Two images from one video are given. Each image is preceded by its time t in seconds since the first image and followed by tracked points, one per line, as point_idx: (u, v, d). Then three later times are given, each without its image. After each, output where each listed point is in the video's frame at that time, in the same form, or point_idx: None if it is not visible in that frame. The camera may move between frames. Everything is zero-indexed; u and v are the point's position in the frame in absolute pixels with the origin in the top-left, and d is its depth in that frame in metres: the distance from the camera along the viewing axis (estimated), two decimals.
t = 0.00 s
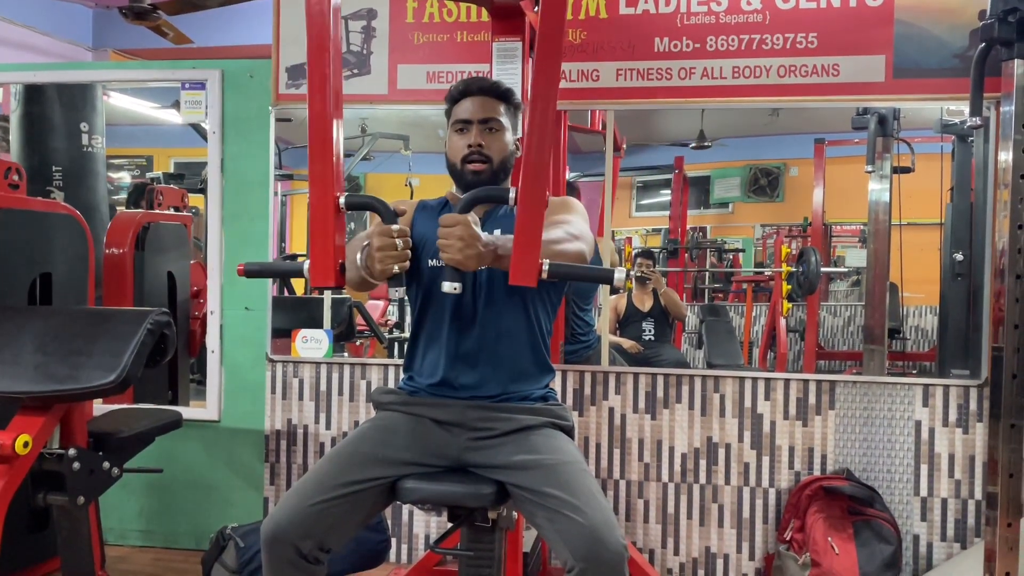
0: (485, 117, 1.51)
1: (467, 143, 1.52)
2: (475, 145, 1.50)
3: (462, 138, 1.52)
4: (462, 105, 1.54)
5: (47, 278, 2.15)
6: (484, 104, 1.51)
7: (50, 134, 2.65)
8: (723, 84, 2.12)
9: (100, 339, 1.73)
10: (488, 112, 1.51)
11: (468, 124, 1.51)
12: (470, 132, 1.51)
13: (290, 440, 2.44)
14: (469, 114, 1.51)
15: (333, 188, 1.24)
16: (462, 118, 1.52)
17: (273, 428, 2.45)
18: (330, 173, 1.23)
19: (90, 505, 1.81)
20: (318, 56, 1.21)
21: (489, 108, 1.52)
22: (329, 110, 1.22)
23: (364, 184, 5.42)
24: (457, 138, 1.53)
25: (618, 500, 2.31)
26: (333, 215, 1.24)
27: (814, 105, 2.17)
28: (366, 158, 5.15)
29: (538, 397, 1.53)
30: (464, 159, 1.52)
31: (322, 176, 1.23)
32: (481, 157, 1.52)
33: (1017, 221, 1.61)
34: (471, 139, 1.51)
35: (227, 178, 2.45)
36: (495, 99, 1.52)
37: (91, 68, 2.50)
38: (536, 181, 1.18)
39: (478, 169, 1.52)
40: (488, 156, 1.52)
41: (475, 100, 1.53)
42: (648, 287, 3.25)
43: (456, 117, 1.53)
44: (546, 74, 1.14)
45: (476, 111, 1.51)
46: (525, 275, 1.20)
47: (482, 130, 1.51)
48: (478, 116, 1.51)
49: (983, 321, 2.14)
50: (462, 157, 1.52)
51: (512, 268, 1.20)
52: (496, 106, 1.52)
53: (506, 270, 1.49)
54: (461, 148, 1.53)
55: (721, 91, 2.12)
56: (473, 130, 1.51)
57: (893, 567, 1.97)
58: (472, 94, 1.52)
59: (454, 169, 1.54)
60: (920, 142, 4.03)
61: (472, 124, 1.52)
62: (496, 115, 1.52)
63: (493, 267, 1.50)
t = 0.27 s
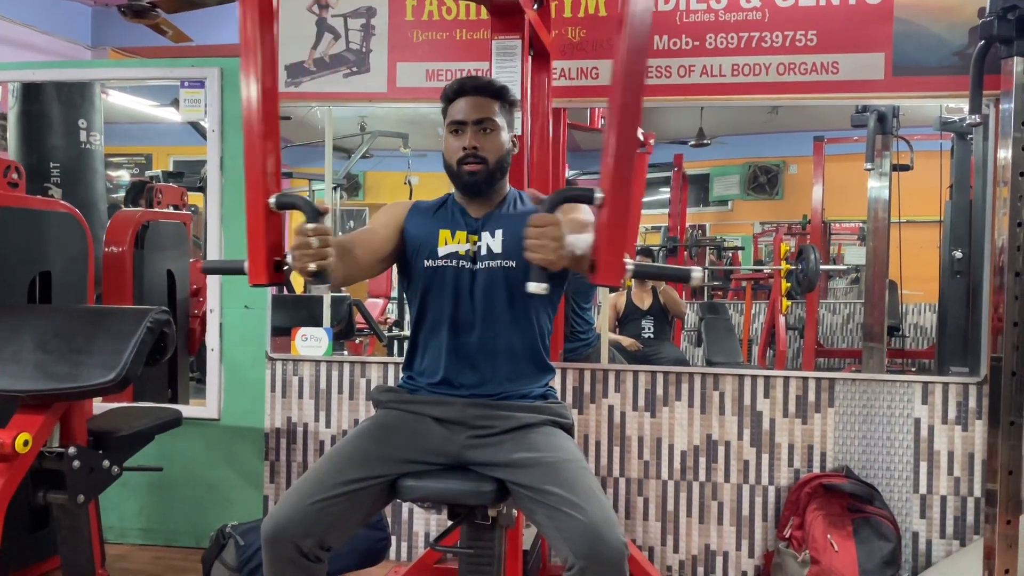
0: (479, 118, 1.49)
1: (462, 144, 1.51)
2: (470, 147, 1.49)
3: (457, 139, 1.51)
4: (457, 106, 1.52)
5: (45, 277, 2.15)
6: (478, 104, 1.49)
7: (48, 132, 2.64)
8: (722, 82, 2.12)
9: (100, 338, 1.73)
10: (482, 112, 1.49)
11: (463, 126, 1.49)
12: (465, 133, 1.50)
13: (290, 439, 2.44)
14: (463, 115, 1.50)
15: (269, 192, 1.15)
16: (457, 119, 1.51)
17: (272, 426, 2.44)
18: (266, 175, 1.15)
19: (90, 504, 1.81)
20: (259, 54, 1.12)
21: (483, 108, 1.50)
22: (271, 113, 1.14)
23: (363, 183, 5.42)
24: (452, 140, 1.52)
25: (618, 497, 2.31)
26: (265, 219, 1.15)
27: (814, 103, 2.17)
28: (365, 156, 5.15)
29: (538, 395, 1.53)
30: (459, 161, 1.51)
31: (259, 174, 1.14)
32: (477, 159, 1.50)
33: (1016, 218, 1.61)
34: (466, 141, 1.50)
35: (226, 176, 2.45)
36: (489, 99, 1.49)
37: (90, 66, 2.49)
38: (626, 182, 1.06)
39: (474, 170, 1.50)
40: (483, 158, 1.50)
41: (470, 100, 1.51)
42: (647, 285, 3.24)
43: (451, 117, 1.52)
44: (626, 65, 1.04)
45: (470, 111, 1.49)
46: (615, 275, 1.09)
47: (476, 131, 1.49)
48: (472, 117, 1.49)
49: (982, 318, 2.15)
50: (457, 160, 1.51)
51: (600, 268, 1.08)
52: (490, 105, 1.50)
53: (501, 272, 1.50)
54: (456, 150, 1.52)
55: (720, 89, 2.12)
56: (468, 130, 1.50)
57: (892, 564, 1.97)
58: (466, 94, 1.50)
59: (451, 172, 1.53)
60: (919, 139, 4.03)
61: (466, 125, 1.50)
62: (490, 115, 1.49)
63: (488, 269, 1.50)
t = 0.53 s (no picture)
0: (475, 119, 1.51)
1: (459, 148, 1.52)
2: (467, 150, 1.51)
3: (454, 142, 1.52)
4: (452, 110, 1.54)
5: (45, 275, 2.15)
6: (473, 106, 1.51)
7: (44, 129, 2.64)
8: (721, 80, 2.12)
9: (99, 336, 1.73)
10: (478, 113, 1.51)
11: (459, 128, 1.51)
12: (461, 136, 1.52)
13: (289, 437, 2.44)
14: (459, 118, 1.51)
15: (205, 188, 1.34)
16: (453, 122, 1.52)
17: (271, 424, 2.44)
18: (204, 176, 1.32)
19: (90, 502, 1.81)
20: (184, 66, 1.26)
21: (478, 110, 1.51)
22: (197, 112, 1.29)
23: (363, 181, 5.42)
24: (449, 143, 1.53)
25: (617, 495, 2.31)
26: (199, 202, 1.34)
27: (814, 100, 2.16)
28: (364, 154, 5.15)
29: (537, 392, 1.53)
30: (457, 165, 1.52)
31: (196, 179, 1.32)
32: (475, 162, 1.51)
33: (1016, 216, 1.61)
34: (463, 144, 1.51)
35: (226, 174, 2.45)
36: (484, 100, 1.52)
37: (88, 64, 2.49)
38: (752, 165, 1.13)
39: (472, 174, 1.51)
40: (481, 161, 1.51)
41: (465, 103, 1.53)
42: (647, 282, 3.20)
43: (447, 120, 1.53)
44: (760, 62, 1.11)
45: (466, 114, 1.51)
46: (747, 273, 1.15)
47: (472, 133, 1.51)
48: (468, 119, 1.51)
49: (981, 316, 2.15)
50: (454, 163, 1.51)
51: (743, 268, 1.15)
52: (485, 106, 1.52)
53: (504, 270, 1.49)
54: (453, 154, 1.53)
55: (720, 86, 2.12)
56: (465, 133, 1.52)
57: (892, 562, 1.97)
58: (461, 96, 1.52)
59: (449, 176, 1.53)
60: (918, 137, 4.03)
61: (462, 127, 1.52)
62: (486, 116, 1.51)
63: (490, 267, 1.50)
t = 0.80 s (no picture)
0: (477, 115, 1.51)
1: (461, 143, 1.52)
2: (470, 145, 1.51)
3: (456, 138, 1.52)
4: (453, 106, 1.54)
5: (45, 274, 2.15)
6: (475, 101, 1.51)
7: (39, 127, 2.64)
8: (721, 78, 2.12)
9: (99, 335, 1.73)
10: (480, 109, 1.51)
11: (461, 124, 1.51)
12: (463, 132, 1.52)
13: (289, 435, 2.44)
14: (461, 113, 1.51)
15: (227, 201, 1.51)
16: (455, 118, 1.52)
17: (272, 423, 2.44)
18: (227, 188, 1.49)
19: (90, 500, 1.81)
20: (214, 78, 1.43)
21: (480, 106, 1.52)
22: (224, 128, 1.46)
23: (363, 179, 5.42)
24: (451, 139, 1.53)
25: (617, 493, 2.32)
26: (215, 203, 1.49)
27: (814, 98, 2.16)
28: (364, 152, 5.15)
29: (536, 391, 1.53)
30: (460, 160, 1.51)
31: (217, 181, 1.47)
32: (477, 157, 1.51)
33: (1016, 214, 1.61)
34: (465, 140, 1.51)
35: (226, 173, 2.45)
36: (486, 96, 1.52)
37: (87, 62, 2.49)
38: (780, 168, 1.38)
39: (474, 169, 1.51)
40: (483, 156, 1.51)
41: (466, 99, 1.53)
42: (648, 281, 3.21)
43: (448, 116, 1.53)
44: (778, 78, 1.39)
45: (467, 109, 1.51)
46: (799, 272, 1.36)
47: (474, 129, 1.51)
48: (470, 115, 1.51)
49: (981, 314, 2.15)
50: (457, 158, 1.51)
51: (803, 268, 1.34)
52: (487, 102, 1.52)
53: (505, 265, 1.49)
54: (455, 150, 1.53)
55: (720, 85, 2.12)
56: (466, 129, 1.52)
57: (891, 559, 1.98)
58: (463, 92, 1.52)
59: (450, 171, 1.53)
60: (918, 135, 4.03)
61: (464, 123, 1.52)
62: (487, 112, 1.52)
63: (493, 261, 1.50)
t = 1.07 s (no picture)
0: (476, 113, 1.51)
1: (459, 141, 1.52)
2: (467, 143, 1.51)
3: (454, 135, 1.52)
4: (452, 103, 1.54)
5: (45, 272, 2.15)
6: (473, 99, 1.51)
7: (36, 127, 2.64)
8: (720, 76, 2.11)
9: (98, 333, 1.73)
10: (479, 107, 1.51)
11: (460, 121, 1.51)
12: (461, 129, 1.52)
13: (289, 434, 2.44)
14: (459, 111, 1.51)
15: (246, 197, 1.58)
16: (453, 115, 1.52)
17: (271, 421, 2.44)
18: (247, 185, 1.57)
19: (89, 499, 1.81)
20: (235, 79, 1.54)
21: (478, 104, 1.51)
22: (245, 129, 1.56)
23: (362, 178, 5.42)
24: (450, 136, 1.53)
25: (617, 492, 2.31)
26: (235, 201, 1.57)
27: (814, 97, 2.16)
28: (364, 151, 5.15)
29: (536, 389, 1.53)
30: (457, 158, 1.51)
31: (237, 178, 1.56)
32: (475, 154, 1.50)
33: (1016, 212, 1.60)
34: (464, 137, 1.51)
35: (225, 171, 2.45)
36: (484, 94, 1.52)
37: (86, 61, 2.49)
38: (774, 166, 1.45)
39: (472, 166, 1.51)
40: (481, 153, 1.51)
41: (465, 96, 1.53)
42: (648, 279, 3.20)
43: (447, 113, 1.53)
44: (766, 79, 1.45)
45: (466, 107, 1.51)
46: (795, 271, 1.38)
47: (473, 127, 1.51)
48: (469, 112, 1.51)
49: (980, 312, 2.15)
50: (454, 156, 1.51)
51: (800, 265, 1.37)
52: (485, 100, 1.52)
53: (505, 263, 1.49)
54: (453, 147, 1.52)
55: (719, 83, 2.12)
56: (465, 126, 1.51)
57: (891, 558, 1.98)
58: (461, 89, 1.52)
59: (448, 168, 1.53)
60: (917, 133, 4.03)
61: (463, 120, 1.52)
62: (486, 110, 1.52)
63: (491, 259, 1.50)
